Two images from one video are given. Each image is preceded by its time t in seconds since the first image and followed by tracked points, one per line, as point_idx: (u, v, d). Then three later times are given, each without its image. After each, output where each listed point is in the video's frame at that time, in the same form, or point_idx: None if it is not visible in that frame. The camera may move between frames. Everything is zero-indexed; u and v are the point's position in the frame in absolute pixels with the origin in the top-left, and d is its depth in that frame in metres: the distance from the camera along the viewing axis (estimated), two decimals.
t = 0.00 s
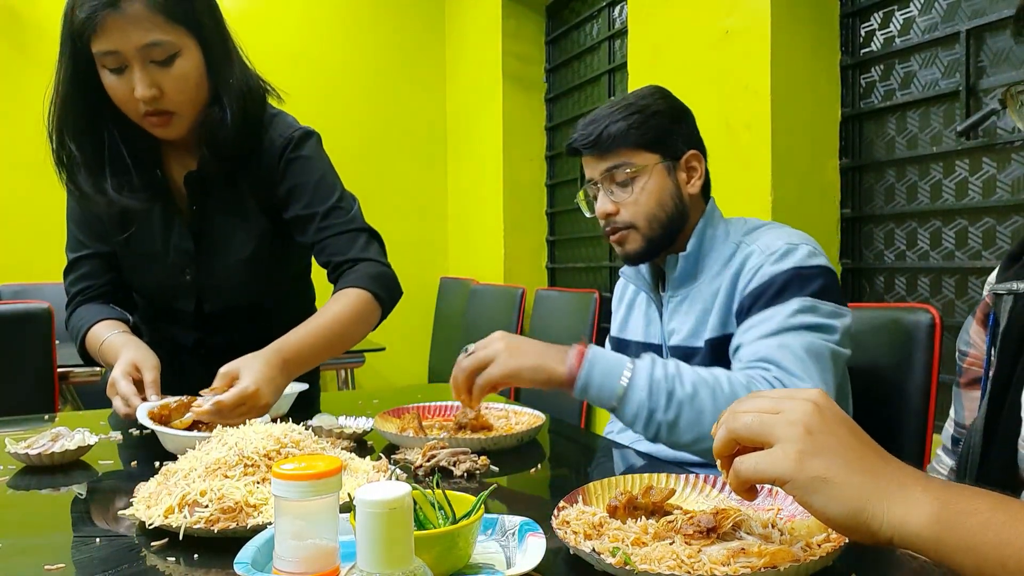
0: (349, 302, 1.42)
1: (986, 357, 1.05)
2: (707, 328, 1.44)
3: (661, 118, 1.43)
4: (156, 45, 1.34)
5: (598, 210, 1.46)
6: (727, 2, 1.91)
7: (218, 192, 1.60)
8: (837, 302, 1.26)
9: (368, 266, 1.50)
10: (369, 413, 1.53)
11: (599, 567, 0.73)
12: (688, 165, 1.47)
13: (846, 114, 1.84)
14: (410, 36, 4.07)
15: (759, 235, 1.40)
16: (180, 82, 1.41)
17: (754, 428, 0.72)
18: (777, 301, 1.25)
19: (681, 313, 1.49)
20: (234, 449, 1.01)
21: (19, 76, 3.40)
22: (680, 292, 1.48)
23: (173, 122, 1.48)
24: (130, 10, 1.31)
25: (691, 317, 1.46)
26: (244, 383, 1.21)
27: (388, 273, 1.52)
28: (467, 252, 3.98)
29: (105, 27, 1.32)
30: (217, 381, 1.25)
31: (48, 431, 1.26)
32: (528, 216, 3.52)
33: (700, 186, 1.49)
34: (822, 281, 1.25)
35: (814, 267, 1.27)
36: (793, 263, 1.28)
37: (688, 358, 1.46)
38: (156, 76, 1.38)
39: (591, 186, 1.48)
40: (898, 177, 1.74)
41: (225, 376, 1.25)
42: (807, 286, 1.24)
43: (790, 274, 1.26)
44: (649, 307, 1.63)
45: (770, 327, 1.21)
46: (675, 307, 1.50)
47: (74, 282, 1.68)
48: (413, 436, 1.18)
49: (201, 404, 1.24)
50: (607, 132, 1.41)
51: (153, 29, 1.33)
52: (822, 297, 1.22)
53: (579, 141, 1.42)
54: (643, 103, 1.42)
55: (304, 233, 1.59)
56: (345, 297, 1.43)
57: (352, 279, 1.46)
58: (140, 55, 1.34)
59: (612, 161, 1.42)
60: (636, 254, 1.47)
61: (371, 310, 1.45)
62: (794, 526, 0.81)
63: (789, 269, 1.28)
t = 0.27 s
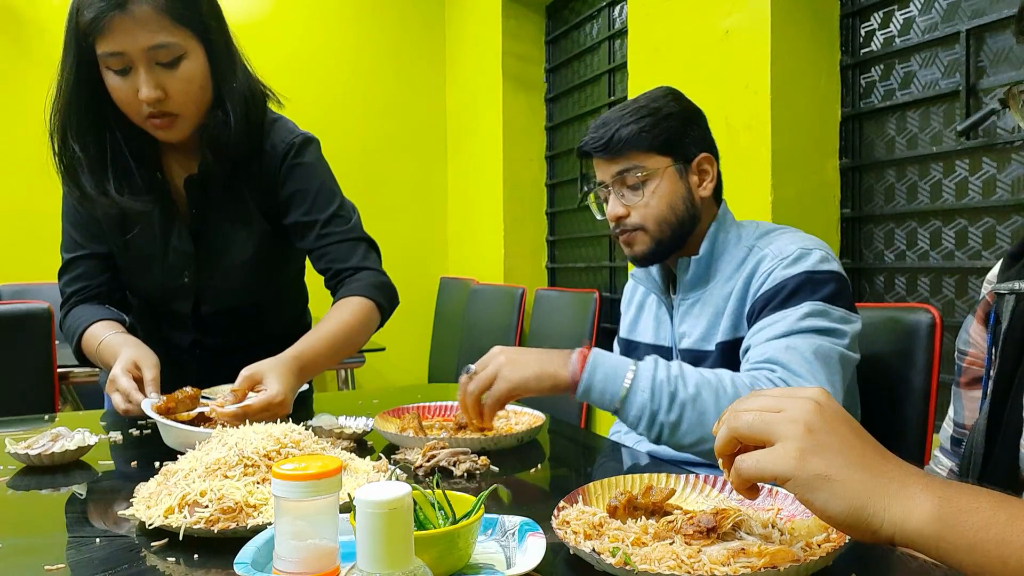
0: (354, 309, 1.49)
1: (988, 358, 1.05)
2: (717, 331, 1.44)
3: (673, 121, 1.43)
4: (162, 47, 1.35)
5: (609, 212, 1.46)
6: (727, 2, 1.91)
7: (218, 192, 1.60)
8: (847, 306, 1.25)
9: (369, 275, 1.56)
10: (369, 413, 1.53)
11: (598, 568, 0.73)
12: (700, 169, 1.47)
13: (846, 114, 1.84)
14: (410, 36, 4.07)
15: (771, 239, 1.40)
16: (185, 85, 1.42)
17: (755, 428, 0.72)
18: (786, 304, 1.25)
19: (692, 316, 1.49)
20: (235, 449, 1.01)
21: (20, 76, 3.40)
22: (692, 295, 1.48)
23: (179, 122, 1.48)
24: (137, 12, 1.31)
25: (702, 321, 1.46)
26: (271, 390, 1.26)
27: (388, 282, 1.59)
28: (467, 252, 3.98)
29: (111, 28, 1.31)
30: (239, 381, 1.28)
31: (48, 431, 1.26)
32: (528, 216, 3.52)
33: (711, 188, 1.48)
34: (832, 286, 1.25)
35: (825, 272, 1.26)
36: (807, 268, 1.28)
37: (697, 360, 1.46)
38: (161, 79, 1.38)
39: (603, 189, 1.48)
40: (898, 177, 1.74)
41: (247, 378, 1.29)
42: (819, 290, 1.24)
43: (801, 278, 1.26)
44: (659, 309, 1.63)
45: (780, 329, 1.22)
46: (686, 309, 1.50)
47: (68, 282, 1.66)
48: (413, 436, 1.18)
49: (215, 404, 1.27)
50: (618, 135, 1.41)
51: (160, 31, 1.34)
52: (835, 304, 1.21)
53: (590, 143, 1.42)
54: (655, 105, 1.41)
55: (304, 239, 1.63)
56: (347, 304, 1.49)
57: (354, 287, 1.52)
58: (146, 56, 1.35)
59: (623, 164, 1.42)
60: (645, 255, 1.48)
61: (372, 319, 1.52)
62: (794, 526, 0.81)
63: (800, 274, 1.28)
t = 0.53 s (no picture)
0: (353, 314, 1.49)
1: (988, 357, 1.05)
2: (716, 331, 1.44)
3: (673, 121, 1.43)
4: (167, 57, 1.36)
5: (610, 213, 1.47)
6: (727, 2, 1.91)
7: (219, 193, 1.60)
8: (834, 300, 1.25)
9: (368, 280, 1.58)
10: (369, 413, 1.53)
11: (598, 567, 0.73)
12: (701, 168, 1.47)
13: (846, 114, 1.84)
14: (410, 36, 4.07)
15: (770, 238, 1.40)
16: (192, 99, 1.43)
17: (754, 431, 0.72)
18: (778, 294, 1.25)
19: (691, 316, 1.49)
20: (234, 449, 1.00)
21: (20, 77, 3.40)
22: (692, 294, 1.49)
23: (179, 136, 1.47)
24: (144, 21, 1.32)
25: (700, 320, 1.46)
26: (283, 385, 1.28)
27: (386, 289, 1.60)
28: (467, 252, 3.98)
29: (117, 35, 1.31)
30: (247, 377, 1.28)
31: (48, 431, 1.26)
32: (528, 216, 3.52)
33: (712, 188, 1.48)
34: (820, 277, 1.24)
35: (814, 264, 1.26)
36: (796, 259, 1.28)
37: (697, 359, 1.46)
38: (166, 88, 1.38)
39: (604, 190, 1.49)
40: (898, 177, 1.74)
41: (256, 374, 1.30)
42: (806, 281, 1.24)
43: (788, 269, 1.26)
44: (661, 309, 1.63)
45: (760, 314, 1.21)
46: (687, 309, 1.50)
47: (59, 287, 1.63)
48: (413, 436, 1.18)
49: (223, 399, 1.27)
50: (618, 135, 1.41)
51: (167, 43, 1.35)
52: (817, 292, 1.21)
53: (591, 144, 1.43)
54: (656, 105, 1.41)
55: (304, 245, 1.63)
56: (347, 308, 1.50)
57: (354, 292, 1.53)
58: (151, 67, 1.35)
59: (622, 166, 1.42)
60: (646, 256, 1.47)
61: (371, 323, 1.53)
62: (794, 526, 0.81)
63: (788, 264, 1.27)
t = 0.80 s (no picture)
0: (352, 302, 1.52)
1: (989, 357, 1.05)
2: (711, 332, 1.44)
3: (651, 126, 1.43)
4: (173, 57, 1.36)
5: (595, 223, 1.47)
6: (727, 2, 1.91)
7: (219, 193, 1.60)
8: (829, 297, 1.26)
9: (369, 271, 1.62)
10: (369, 413, 1.53)
11: (598, 567, 0.73)
12: (681, 170, 1.46)
13: (846, 114, 1.84)
14: (410, 36, 4.07)
15: (760, 237, 1.40)
16: (192, 95, 1.43)
17: (754, 430, 0.72)
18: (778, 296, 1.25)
19: (685, 318, 1.49)
20: (234, 449, 1.00)
21: (20, 77, 3.40)
22: (683, 296, 1.49)
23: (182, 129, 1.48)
24: (151, 22, 1.32)
25: (694, 322, 1.46)
26: (299, 353, 1.34)
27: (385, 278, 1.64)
28: (467, 252, 3.98)
29: (125, 37, 1.31)
30: (263, 345, 1.34)
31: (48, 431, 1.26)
32: (528, 216, 3.52)
33: (695, 190, 1.47)
34: (813, 276, 1.25)
35: (807, 264, 1.27)
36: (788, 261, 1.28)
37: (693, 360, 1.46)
38: (169, 87, 1.39)
39: (589, 202, 1.49)
40: (898, 177, 1.74)
41: (273, 344, 1.35)
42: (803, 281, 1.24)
43: (784, 270, 1.26)
44: (653, 312, 1.63)
45: (758, 316, 1.21)
46: (679, 311, 1.50)
47: (51, 285, 1.62)
48: (413, 436, 1.18)
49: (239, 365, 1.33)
50: (597, 145, 1.41)
51: (173, 42, 1.35)
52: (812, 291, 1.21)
53: (572, 155, 1.43)
54: (632, 113, 1.42)
55: (302, 240, 1.66)
56: (350, 293, 1.54)
57: (357, 278, 1.57)
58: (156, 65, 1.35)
59: (604, 176, 1.42)
60: (639, 264, 1.47)
61: (372, 308, 1.56)
62: (794, 525, 0.81)
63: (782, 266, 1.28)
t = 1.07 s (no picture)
0: (348, 293, 1.52)
1: (991, 357, 1.05)
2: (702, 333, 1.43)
3: (635, 128, 1.44)
4: (173, 50, 1.38)
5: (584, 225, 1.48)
6: (727, 2, 1.91)
7: (219, 192, 1.60)
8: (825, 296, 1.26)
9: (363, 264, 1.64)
10: (369, 413, 1.53)
11: (598, 567, 0.73)
12: (667, 171, 1.47)
13: (846, 114, 1.84)
14: (410, 36, 4.07)
15: (749, 236, 1.40)
16: (189, 89, 1.44)
17: (760, 420, 0.72)
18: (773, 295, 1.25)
19: (675, 320, 1.48)
20: (235, 448, 1.00)
21: (21, 77, 3.40)
22: (674, 297, 1.48)
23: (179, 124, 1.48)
24: (153, 15, 1.35)
25: (685, 323, 1.46)
26: (312, 333, 1.35)
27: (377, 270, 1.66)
28: (467, 252, 3.98)
29: (128, 29, 1.34)
30: (277, 324, 1.35)
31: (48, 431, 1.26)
32: (528, 216, 3.52)
33: (681, 191, 1.48)
34: (807, 276, 1.25)
35: (800, 263, 1.27)
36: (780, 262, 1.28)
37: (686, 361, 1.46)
38: (169, 80, 1.40)
39: (577, 205, 1.50)
40: (898, 177, 1.74)
41: (285, 323, 1.36)
42: (797, 280, 1.25)
43: (779, 270, 1.26)
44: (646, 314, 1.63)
45: (762, 320, 1.21)
46: (670, 312, 1.49)
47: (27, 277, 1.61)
48: (413, 436, 1.18)
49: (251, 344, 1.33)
50: (583, 147, 1.42)
51: (174, 34, 1.38)
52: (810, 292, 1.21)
53: (558, 160, 1.44)
54: (615, 116, 1.43)
55: (293, 236, 1.68)
56: (345, 285, 1.55)
57: (352, 271, 1.59)
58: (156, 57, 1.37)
59: (590, 178, 1.43)
60: (628, 265, 1.47)
61: (368, 301, 1.57)
62: (794, 526, 0.81)
63: (775, 266, 1.28)
